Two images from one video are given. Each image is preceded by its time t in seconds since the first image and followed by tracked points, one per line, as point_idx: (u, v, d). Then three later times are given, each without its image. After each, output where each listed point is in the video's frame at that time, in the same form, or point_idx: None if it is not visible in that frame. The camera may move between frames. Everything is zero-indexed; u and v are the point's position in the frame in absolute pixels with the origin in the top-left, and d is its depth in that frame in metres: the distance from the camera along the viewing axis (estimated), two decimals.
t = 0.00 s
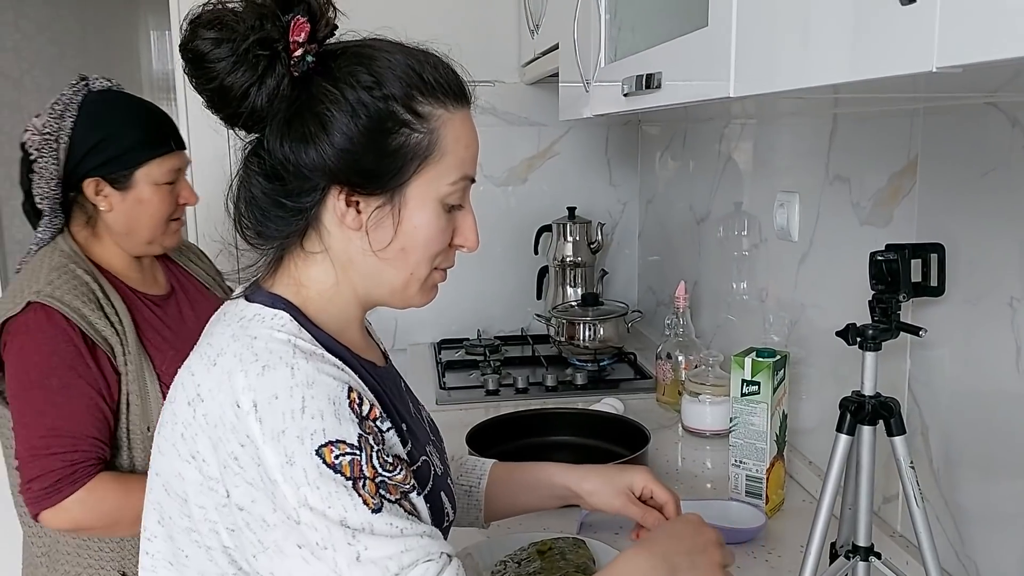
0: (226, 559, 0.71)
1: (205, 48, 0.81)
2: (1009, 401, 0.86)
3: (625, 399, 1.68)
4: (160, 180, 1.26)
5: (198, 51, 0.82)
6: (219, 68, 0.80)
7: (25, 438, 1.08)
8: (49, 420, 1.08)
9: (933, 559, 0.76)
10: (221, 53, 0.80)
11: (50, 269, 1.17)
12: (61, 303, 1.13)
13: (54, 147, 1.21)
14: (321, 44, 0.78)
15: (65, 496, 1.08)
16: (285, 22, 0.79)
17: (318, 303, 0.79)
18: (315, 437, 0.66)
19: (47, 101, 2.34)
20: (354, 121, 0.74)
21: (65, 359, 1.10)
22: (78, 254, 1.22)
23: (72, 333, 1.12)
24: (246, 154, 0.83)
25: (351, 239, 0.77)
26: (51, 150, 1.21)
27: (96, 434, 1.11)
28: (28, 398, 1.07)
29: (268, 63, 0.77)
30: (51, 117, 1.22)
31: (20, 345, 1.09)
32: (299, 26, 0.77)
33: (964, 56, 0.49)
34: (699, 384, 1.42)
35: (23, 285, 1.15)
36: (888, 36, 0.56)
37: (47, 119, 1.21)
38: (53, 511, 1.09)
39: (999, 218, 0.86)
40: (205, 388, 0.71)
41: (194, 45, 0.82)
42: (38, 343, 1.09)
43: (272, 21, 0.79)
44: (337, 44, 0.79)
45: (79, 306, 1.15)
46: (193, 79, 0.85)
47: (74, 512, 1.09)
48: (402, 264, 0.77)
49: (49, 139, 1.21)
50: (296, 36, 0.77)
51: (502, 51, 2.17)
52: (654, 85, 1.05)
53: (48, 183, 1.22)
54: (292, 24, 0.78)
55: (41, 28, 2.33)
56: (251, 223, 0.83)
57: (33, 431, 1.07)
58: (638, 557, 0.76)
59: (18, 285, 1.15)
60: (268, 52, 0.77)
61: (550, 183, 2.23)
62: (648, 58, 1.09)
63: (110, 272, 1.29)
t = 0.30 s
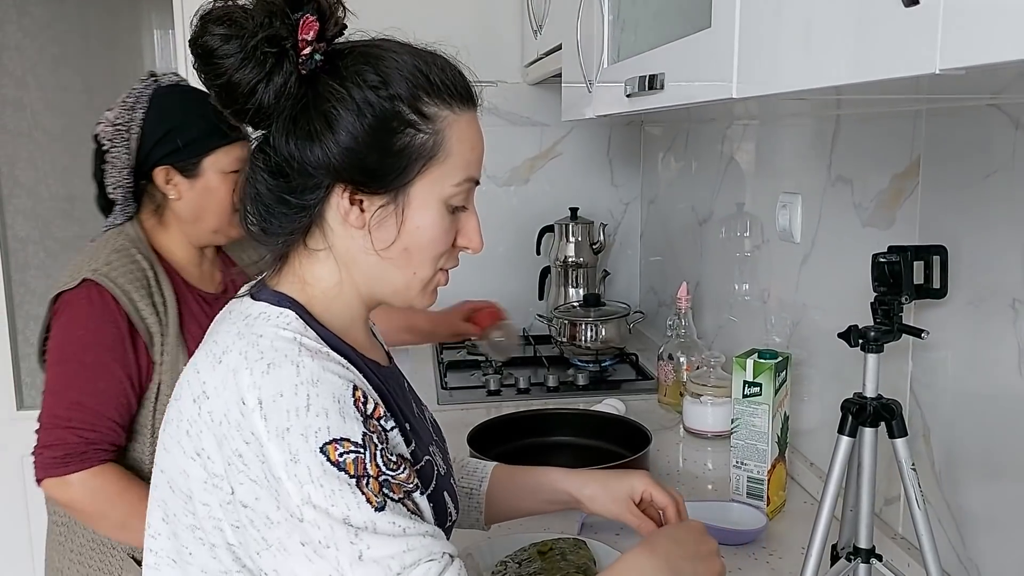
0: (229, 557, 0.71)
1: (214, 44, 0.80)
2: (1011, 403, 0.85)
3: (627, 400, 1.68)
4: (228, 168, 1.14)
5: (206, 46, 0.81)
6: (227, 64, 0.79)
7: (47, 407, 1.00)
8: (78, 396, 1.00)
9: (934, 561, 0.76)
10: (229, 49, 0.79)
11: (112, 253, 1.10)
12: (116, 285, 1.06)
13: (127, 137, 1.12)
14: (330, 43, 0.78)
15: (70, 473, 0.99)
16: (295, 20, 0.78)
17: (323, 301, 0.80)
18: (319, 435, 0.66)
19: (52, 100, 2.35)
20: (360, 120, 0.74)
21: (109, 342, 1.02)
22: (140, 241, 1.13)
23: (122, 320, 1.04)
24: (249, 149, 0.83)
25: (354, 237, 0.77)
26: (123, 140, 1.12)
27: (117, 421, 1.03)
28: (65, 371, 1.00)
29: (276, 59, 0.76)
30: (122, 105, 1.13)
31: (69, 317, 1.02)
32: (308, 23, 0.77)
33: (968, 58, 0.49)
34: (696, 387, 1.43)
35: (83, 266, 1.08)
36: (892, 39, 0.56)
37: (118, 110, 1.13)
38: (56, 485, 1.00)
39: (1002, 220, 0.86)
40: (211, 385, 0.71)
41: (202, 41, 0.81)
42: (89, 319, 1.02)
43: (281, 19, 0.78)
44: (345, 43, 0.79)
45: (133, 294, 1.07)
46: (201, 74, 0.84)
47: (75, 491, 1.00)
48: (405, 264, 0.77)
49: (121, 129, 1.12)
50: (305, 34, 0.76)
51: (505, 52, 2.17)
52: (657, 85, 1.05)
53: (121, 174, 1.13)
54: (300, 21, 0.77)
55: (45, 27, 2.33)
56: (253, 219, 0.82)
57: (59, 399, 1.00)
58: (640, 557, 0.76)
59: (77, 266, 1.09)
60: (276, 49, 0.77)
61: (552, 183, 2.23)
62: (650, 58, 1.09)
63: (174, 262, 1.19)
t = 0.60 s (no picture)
0: (231, 550, 0.71)
1: (226, 41, 0.80)
2: (1010, 403, 0.86)
3: (627, 400, 1.68)
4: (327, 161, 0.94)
5: (219, 43, 0.81)
6: (238, 60, 0.79)
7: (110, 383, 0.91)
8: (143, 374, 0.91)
9: (933, 562, 0.77)
10: (241, 45, 0.79)
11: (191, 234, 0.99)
12: (188, 269, 0.94)
13: (210, 137, 1.01)
14: (340, 43, 0.78)
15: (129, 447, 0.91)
16: (306, 19, 0.79)
17: (329, 298, 0.79)
18: (321, 427, 0.66)
19: (52, 98, 2.32)
20: (367, 116, 0.74)
21: (176, 321, 0.92)
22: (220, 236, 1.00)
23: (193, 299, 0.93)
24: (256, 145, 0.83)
25: (359, 233, 0.77)
26: (205, 141, 1.01)
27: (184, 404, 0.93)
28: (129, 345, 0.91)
29: (285, 56, 0.77)
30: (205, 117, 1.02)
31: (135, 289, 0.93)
32: (319, 22, 0.77)
33: (969, 60, 0.49)
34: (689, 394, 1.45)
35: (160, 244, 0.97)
36: (892, 40, 0.56)
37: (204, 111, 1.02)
38: (114, 454, 0.92)
39: (1001, 221, 0.86)
40: (214, 378, 0.71)
41: (215, 37, 0.81)
42: (158, 294, 0.92)
43: (292, 17, 0.78)
44: (355, 43, 0.79)
45: (204, 278, 0.95)
46: (212, 70, 0.84)
47: (131, 467, 0.92)
48: (409, 260, 0.77)
49: (203, 130, 1.01)
50: (315, 32, 0.77)
51: (506, 51, 2.17)
52: (657, 86, 1.05)
53: (205, 174, 1.02)
54: (312, 20, 0.78)
55: (45, 25, 2.29)
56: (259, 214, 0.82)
57: (122, 374, 0.91)
58: (634, 553, 0.76)
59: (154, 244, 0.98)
60: (287, 46, 0.77)
61: (552, 183, 2.23)
62: (653, 58, 1.09)
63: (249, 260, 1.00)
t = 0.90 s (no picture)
0: (225, 547, 0.72)
1: (226, 40, 0.80)
2: (1012, 402, 0.85)
3: (627, 399, 1.67)
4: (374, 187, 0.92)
5: (218, 42, 0.81)
6: (239, 59, 0.79)
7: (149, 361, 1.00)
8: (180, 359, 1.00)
9: (934, 562, 0.76)
10: (241, 44, 0.79)
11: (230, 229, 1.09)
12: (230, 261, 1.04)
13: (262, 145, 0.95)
14: (340, 40, 0.78)
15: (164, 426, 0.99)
16: (306, 16, 0.78)
17: (334, 295, 0.79)
18: (314, 428, 0.65)
19: (51, 96, 2.27)
20: (369, 111, 0.74)
21: (213, 309, 1.01)
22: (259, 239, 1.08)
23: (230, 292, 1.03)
24: (259, 144, 0.83)
25: (363, 228, 0.77)
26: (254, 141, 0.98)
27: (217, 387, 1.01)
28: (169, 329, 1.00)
29: (286, 54, 0.77)
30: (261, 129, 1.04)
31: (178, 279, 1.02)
32: (319, 19, 0.77)
33: (972, 57, 0.49)
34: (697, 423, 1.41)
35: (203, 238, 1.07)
36: (894, 38, 0.56)
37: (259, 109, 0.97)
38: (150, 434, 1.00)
39: (1003, 220, 0.86)
40: (218, 373, 0.71)
41: (215, 36, 0.81)
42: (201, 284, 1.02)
43: (292, 15, 0.78)
44: (355, 40, 0.79)
45: (242, 272, 1.05)
46: (213, 70, 0.84)
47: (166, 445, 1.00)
48: (412, 255, 0.77)
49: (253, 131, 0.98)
50: (315, 29, 0.77)
51: (506, 50, 2.16)
52: (659, 84, 1.05)
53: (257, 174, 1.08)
54: (311, 17, 0.78)
55: (44, 24, 2.25)
56: (263, 213, 0.82)
57: (160, 354, 1.00)
58: None
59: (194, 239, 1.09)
60: (287, 44, 0.77)
61: (552, 182, 2.23)
62: (655, 56, 1.08)
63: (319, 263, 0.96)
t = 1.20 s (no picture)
0: (222, 549, 0.72)
1: (206, 40, 0.80)
2: (1013, 400, 0.85)
3: (627, 397, 1.67)
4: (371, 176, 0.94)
5: (198, 42, 0.80)
6: (220, 58, 0.79)
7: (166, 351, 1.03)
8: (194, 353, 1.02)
9: (936, 560, 0.76)
10: (221, 44, 0.78)
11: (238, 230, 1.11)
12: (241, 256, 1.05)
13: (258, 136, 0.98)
14: (320, 35, 0.78)
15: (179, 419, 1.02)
16: (284, 12, 0.78)
17: (323, 292, 0.79)
18: (310, 428, 0.65)
19: (50, 94, 2.27)
20: (356, 105, 0.73)
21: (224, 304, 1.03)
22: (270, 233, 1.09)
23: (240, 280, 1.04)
24: (245, 142, 0.82)
25: (354, 225, 0.77)
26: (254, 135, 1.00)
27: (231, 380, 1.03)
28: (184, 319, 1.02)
29: (268, 51, 0.76)
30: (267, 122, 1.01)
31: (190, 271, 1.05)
32: (298, 15, 0.77)
33: (973, 52, 0.49)
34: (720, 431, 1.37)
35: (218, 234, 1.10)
36: (896, 34, 0.56)
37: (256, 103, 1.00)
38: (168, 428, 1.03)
39: (1005, 218, 0.85)
40: (208, 376, 0.70)
41: (193, 36, 0.80)
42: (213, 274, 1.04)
43: (272, 11, 0.78)
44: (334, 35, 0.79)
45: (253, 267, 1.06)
46: (192, 71, 0.83)
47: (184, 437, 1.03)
48: (403, 249, 0.77)
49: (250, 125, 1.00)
50: (295, 24, 0.76)
51: (506, 48, 2.16)
52: (659, 81, 1.04)
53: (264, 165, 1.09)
54: (291, 12, 0.77)
55: (44, 21, 2.24)
56: (253, 211, 0.82)
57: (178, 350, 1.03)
58: None
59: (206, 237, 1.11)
60: (268, 41, 0.76)
61: (552, 180, 2.22)
62: (655, 53, 1.08)
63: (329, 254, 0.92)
